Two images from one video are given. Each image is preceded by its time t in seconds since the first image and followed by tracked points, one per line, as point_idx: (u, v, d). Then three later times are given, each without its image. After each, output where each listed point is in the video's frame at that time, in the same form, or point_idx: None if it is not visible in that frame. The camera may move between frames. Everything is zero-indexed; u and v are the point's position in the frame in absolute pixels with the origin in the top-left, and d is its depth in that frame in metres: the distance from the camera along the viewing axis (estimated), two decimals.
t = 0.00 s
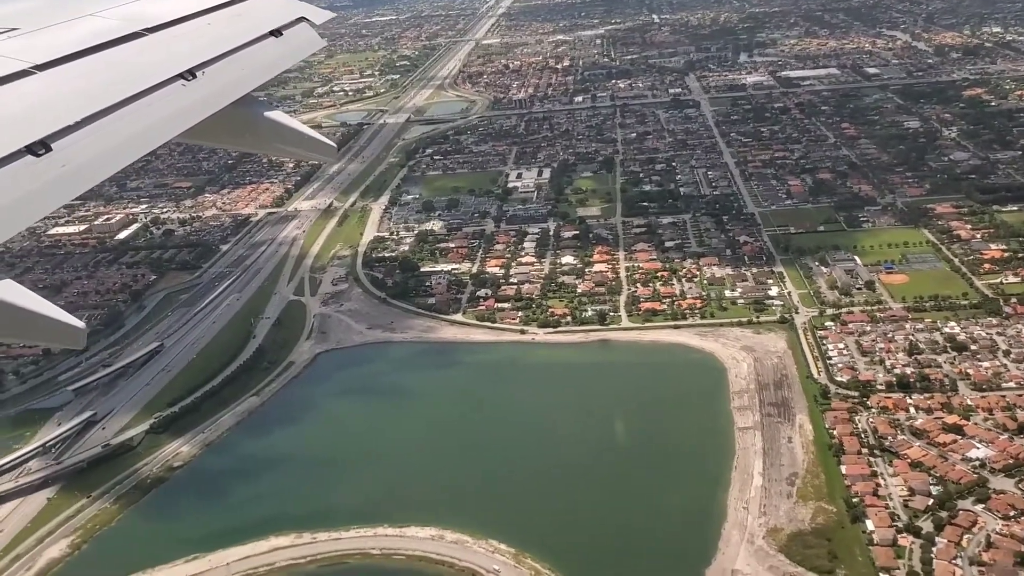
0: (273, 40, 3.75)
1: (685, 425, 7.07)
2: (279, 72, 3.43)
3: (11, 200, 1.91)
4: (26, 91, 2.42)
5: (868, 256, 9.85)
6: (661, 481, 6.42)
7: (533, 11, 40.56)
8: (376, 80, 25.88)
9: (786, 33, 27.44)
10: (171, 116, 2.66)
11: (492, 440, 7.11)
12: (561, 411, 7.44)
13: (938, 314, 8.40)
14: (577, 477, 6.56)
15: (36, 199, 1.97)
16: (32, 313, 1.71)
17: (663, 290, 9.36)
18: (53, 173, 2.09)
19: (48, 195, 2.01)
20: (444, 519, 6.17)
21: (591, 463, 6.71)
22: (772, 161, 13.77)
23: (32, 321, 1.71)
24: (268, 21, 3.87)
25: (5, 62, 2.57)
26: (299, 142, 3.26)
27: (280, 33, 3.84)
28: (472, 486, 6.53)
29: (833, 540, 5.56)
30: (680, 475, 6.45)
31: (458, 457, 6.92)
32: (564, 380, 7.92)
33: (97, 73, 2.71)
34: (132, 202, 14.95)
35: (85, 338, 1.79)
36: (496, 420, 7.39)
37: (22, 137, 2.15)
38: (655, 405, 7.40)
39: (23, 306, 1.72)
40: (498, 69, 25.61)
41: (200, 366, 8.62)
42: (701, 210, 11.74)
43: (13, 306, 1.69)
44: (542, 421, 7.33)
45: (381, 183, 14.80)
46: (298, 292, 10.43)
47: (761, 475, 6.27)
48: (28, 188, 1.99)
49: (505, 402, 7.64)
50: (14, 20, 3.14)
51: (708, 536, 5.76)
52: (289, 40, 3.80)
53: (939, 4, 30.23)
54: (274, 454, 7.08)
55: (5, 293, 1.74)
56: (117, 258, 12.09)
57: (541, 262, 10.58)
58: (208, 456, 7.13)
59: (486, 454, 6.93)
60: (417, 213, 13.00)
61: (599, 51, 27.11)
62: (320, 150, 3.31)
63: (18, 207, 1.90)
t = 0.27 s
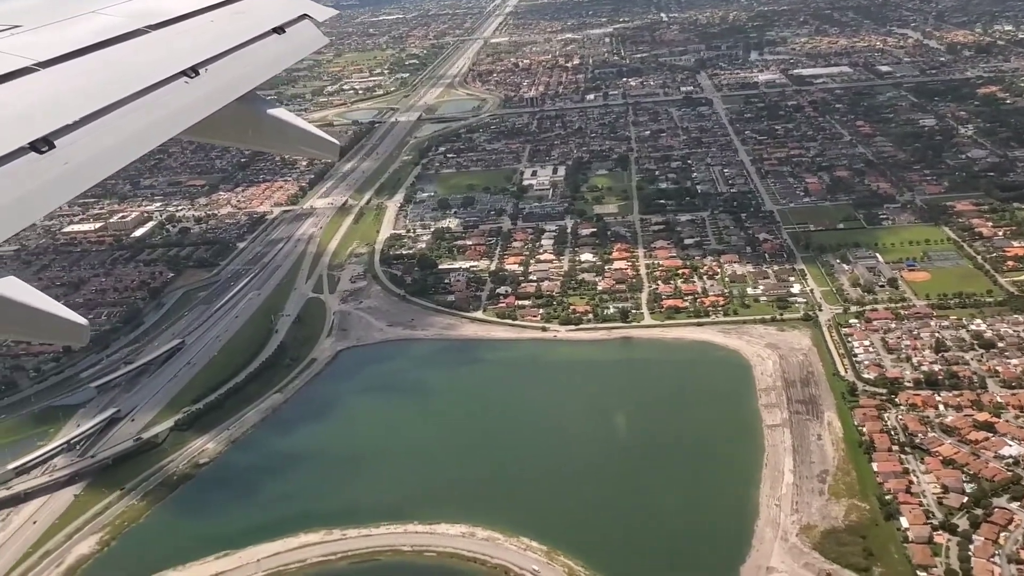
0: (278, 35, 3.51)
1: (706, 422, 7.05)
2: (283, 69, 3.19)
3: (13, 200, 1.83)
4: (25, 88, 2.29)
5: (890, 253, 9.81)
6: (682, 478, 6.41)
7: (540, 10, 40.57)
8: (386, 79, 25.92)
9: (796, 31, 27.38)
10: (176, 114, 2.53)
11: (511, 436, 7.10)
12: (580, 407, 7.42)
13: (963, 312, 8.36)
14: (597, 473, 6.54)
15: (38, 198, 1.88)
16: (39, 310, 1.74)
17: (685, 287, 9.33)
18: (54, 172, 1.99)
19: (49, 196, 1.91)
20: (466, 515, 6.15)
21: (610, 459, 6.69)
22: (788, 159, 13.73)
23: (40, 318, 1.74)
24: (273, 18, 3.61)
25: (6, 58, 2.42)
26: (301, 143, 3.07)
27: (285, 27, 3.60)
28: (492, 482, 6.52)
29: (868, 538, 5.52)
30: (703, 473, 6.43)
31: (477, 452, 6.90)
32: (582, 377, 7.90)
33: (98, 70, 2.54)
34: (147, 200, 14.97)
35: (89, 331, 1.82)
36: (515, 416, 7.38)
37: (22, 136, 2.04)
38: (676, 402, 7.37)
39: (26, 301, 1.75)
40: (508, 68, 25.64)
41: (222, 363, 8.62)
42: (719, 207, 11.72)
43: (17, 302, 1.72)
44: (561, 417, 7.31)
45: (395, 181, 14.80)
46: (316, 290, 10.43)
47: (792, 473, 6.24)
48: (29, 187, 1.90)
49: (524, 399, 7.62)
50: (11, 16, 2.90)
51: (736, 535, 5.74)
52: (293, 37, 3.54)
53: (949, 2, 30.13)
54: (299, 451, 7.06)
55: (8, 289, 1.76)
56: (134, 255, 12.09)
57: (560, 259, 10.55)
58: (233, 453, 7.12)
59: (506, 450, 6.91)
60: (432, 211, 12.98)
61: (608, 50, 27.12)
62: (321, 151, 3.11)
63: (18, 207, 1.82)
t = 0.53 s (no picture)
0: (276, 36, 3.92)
1: (719, 422, 7.03)
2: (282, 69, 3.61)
3: (14, 197, 1.99)
4: (33, 87, 2.53)
5: (909, 252, 9.77)
6: (691, 477, 6.40)
7: (544, 10, 40.54)
8: (393, 79, 25.92)
9: (803, 30, 27.32)
10: (171, 110, 2.81)
11: (522, 435, 7.09)
12: (591, 407, 7.42)
13: (986, 310, 8.32)
14: (607, 473, 6.53)
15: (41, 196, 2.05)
16: (41, 309, 2.01)
17: (704, 285, 9.31)
18: (54, 172, 2.17)
19: (52, 188, 2.10)
20: (477, 514, 6.14)
21: (620, 459, 6.69)
22: (802, 158, 13.69)
23: (48, 317, 2.01)
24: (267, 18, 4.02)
25: (9, 57, 2.68)
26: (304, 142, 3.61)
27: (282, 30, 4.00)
28: (503, 481, 6.51)
29: (901, 536, 5.49)
30: (714, 473, 6.41)
31: (488, 451, 6.89)
32: (595, 377, 7.89)
33: (100, 70, 2.82)
34: (159, 199, 14.95)
35: (87, 330, 2.10)
36: (525, 415, 7.37)
37: (25, 133, 2.25)
38: (688, 403, 7.36)
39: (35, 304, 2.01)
40: (516, 67, 25.62)
41: (242, 361, 8.60)
42: (735, 206, 11.70)
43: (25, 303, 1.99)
44: (571, 417, 7.30)
45: (407, 180, 14.79)
46: (333, 288, 10.43)
47: (821, 471, 6.22)
48: (29, 187, 2.06)
49: (536, 398, 7.61)
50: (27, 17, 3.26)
51: (747, 535, 5.72)
52: (292, 36, 3.99)
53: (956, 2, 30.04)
54: (322, 449, 7.04)
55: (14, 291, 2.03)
56: (148, 254, 12.07)
57: (577, 258, 10.50)
58: (256, 451, 7.09)
59: (516, 449, 6.91)
60: (446, 210, 12.96)
61: (615, 49, 27.09)
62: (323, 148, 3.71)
63: (24, 202, 2.00)
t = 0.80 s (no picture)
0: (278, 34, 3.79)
1: (731, 423, 7.01)
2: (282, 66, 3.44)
3: (10, 197, 1.93)
4: (32, 86, 2.47)
5: (930, 250, 9.73)
6: (698, 477, 6.38)
7: (550, 10, 40.56)
8: (401, 79, 25.95)
9: (812, 29, 27.28)
10: (173, 106, 2.72)
11: (531, 434, 7.07)
12: (601, 407, 7.39)
13: (1010, 308, 8.27)
14: (614, 472, 6.51)
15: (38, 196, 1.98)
16: (41, 306, 1.83)
17: (724, 284, 9.28)
18: (53, 170, 2.11)
19: (48, 187, 2.03)
20: (483, 513, 6.13)
21: (627, 458, 6.67)
22: (816, 156, 13.66)
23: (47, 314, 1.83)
24: (268, 16, 3.88)
25: (9, 55, 2.63)
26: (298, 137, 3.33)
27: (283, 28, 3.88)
28: (510, 479, 6.49)
29: (936, 534, 5.46)
30: (721, 474, 6.39)
31: (495, 450, 6.87)
32: (606, 376, 7.86)
33: (100, 67, 2.75)
34: (172, 197, 14.96)
35: (88, 329, 1.91)
36: (536, 414, 7.35)
37: (25, 131, 2.19)
38: (701, 403, 7.33)
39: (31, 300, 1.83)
40: (524, 67, 25.64)
41: (263, 359, 8.59)
42: (752, 204, 11.69)
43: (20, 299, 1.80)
44: (581, 416, 7.28)
45: (420, 179, 14.78)
46: (350, 287, 10.42)
47: (850, 469, 6.19)
48: (27, 186, 2.01)
49: (547, 397, 7.59)
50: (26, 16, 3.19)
51: (752, 536, 5.70)
52: (293, 35, 3.83)
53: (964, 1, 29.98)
54: (342, 448, 7.03)
55: (10, 288, 1.85)
56: (163, 252, 12.06)
57: (595, 256, 10.46)
58: (281, 449, 7.08)
59: (524, 448, 6.89)
60: (460, 209, 12.94)
61: (623, 48, 27.10)
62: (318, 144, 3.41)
63: (20, 203, 1.93)
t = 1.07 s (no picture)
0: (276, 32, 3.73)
1: (746, 421, 6.97)
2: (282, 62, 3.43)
3: (11, 197, 1.93)
4: (30, 83, 2.48)
5: (947, 247, 9.70)
6: (709, 474, 6.35)
7: (554, 9, 40.51)
8: (407, 77, 25.92)
9: (818, 27, 27.22)
10: (172, 102, 2.72)
11: (543, 430, 7.04)
12: (615, 404, 7.35)
13: None
14: (625, 468, 6.49)
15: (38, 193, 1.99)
16: (44, 305, 1.77)
17: (742, 281, 9.26)
18: (52, 168, 2.12)
19: (46, 183, 2.04)
20: (492, 509, 6.11)
21: (638, 455, 6.64)
22: (828, 154, 13.63)
23: (49, 313, 1.78)
24: (270, 14, 3.86)
25: (8, 53, 2.64)
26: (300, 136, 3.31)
27: (282, 25, 3.80)
28: (520, 476, 6.47)
29: (967, 531, 5.44)
30: (732, 471, 6.36)
31: (505, 447, 6.84)
32: (621, 373, 7.82)
33: (100, 65, 2.75)
34: (182, 195, 14.95)
35: (86, 328, 1.86)
36: (550, 410, 7.32)
37: (26, 128, 2.20)
38: (716, 400, 7.29)
39: (32, 299, 1.76)
40: (530, 65, 25.63)
41: (281, 357, 8.58)
42: (767, 202, 11.68)
43: (22, 296, 1.74)
44: (594, 412, 7.25)
45: (431, 176, 14.77)
46: (365, 285, 10.42)
47: (878, 465, 6.17)
48: (28, 184, 2.02)
49: (562, 393, 7.55)
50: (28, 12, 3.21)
51: (760, 534, 5.68)
52: (293, 31, 3.79)
53: None
54: (361, 445, 7.00)
55: (8, 284, 1.77)
56: (176, 250, 12.04)
57: (611, 253, 10.42)
58: (303, 446, 7.07)
59: (535, 443, 6.86)
60: (473, 206, 12.91)
61: (629, 47, 27.07)
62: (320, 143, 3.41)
63: (19, 199, 1.94)
